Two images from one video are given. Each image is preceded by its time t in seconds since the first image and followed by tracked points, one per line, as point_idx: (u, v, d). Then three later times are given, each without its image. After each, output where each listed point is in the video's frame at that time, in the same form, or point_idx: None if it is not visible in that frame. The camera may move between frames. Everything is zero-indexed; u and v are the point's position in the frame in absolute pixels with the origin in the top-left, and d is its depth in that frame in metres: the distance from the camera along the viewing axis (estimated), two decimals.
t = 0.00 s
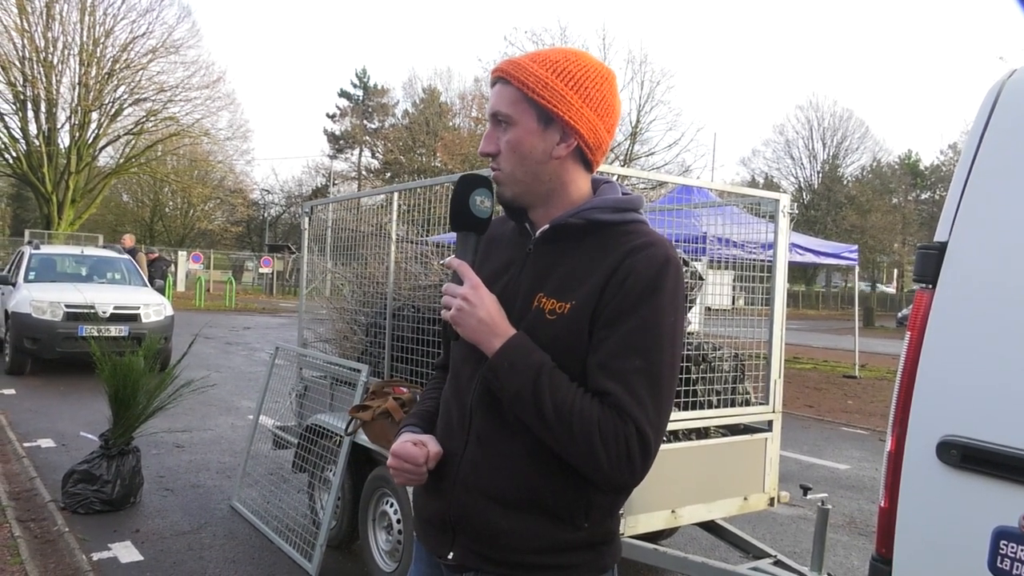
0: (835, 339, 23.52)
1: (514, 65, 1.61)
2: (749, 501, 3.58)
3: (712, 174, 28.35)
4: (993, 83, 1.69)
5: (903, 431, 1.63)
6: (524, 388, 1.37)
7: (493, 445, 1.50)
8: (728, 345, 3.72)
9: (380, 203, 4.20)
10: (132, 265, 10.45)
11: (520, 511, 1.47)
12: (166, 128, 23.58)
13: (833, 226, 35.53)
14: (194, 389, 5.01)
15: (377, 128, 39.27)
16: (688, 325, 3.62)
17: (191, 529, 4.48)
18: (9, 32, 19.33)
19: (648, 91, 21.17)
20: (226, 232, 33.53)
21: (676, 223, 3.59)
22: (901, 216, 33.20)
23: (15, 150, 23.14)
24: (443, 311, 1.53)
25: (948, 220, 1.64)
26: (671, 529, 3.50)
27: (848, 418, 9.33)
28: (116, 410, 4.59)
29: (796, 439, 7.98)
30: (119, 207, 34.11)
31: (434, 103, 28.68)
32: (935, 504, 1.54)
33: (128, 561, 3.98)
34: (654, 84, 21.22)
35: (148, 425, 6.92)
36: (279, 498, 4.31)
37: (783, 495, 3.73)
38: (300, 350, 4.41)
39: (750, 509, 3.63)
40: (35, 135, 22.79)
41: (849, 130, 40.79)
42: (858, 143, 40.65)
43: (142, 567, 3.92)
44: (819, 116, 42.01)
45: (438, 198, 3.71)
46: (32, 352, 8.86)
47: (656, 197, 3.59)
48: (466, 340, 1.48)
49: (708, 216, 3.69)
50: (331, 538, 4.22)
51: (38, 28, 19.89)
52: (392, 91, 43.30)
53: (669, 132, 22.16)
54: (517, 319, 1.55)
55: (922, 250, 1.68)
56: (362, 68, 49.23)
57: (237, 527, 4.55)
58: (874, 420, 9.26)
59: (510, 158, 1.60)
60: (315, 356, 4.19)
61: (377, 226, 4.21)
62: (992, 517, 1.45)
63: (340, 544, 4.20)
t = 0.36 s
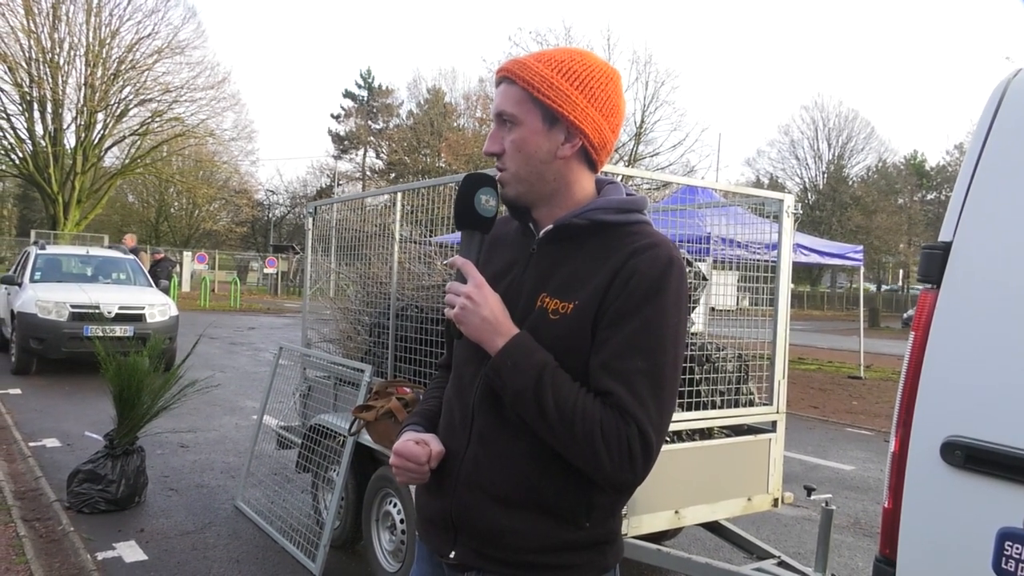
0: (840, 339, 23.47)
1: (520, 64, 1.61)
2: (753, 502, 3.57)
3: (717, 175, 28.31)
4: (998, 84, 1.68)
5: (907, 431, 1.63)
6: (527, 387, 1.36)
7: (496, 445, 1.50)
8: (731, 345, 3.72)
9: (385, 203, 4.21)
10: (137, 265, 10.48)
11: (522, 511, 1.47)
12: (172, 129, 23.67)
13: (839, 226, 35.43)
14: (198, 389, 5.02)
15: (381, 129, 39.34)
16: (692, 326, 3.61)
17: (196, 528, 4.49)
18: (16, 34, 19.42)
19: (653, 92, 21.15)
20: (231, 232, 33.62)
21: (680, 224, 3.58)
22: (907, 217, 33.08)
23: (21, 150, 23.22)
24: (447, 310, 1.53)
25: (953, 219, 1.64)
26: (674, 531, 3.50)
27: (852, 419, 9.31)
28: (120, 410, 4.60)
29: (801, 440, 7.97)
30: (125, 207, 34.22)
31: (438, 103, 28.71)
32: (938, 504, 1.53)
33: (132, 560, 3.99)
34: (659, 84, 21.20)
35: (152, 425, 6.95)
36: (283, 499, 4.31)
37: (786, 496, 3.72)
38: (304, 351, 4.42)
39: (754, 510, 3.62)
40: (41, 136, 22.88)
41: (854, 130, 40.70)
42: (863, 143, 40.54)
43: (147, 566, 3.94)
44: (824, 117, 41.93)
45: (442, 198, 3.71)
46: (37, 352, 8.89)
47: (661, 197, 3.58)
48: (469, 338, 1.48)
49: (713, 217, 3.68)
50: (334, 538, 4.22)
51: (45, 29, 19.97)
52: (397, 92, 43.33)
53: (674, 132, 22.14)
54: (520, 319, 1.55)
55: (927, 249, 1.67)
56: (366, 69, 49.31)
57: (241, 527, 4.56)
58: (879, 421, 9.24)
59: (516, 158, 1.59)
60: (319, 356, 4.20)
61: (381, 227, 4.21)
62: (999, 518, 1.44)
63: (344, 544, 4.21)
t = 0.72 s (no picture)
0: (841, 340, 23.48)
1: (521, 65, 1.61)
2: (753, 503, 3.57)
3: (718, 176, 28.26)
4: (997, 85, 1.68)
5: (907, 433, 1.63)
6: (526, 386, 1.36)
7: (496, 444, 1.50)
8: (731, 345, 3.71)
9: (385, 204, 4.21)
10: (138, 265, 10.49)
11: (522, 511, 1.46)
12: (173, 130, 23.70)
13: (840, 226, 35.41)
14: (198, 389, 5.02)
15: (382, 130, 39.34)
16: (693, 327, 3.62)
17: (196, 529, 4.50)
18: (18, 35, 19.44)
19: (653, 93, 21.16)
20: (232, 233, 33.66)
21: (680, 225, 3.58)
22: (908, 217, 33.08)
23: (23, 151, 23.21)
24: (447, 311, 1.53)
25: (953, 220, 1.63)
26: (675, 531, 3.49)
27: (853, 420, 9.30)
28: (121, 410, 4.61)
29: (801, 441, 7.97)
30: (126, 208, 34.27)
31: (439, 104, 28.72)
32: (937, 504, 1.53)
33: (132, 561, 4.00)
34: (660, 85, 21.21)
35: (153, 426, 6.95)
36: (283, 499, 4.32)
37: (787, 497, 3.71)
38: (304, 351, 4.41)
39: (755, 511, 3.62)
40: (42, 137, 22.88)
41: (855, 131, 40.70)
42: (864, 144, 40.53)
43: (147, 566, 3.94)
44: (825, 117, 41.92)
45: (443, 199, 3.71)
46: (38, 352, 8.90)
47: (662, 197, 3.57)
48: (469, 339, 1.48)
49: (713, 217, 3.68)
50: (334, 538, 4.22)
51: (46, 30, 19.96)
52: (398, 92, 43.34)
53: (674, 133, 22.15)
54: (521, 319, 1.55)
55: (926, 250, 1.67)
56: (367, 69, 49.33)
57: (241, 528, 4.56)
58: (879, 422, 9.24)
59: (517, 158, 1.59)
60: (320, 356, 4.20)
61: (382, 227, 4.21)
62: (998, 518, 1.44)
63: (344, 545, 4.21)
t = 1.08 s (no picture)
0: (844, 340, 23.44)
1: (524, 67, 1.61)
2: (757, 503, 3.57)
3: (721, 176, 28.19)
4: (999, 86, 1.67)
5: (910, 434, 1.63)
6: (529, 389, 1.37)
7: (500, 446, 1.50)
8: (734, 346, 3.71)
9: (388, 205, 4.22)
10: (142, 267, 10.52)
11: (525, 512, 1.47)
12: (176, 132, 23.76)
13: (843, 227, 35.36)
14: (202, 390, 5.04)
15: (385, 131, 39.39)
16: (696, 328, 3.62)
17: (200, 530, 4.51)
18: (22, 37, 19.50)
19: (656, 93, 21.15)
20: (236, 234, 33.74)
21: (683, 225, 3.58)
22: (911, 218, 33.01)
23: (27, 153, 23.27)
24: (451, 313, 1.53)
25: (955, 222, 1.64)
26: (677, 531, 3.49)
27: (857, 420, 9.28)
28: (125, 412, 4.62)
29: (805, 441, 7.96)
30: (130, 210, 34.40)
31: (442, 105, 28.74)
32: (940, 503, 1.53)
33: (136, 562, 4.00)
34: (662, 86, 21.20)
35: (157, 428, 6.97)
36: (286, 500, 4.32)
37: (790, 497, 3.71)
38: (307, 353, 4.42)
39: (758, 511, 3.62)
40: (46, 139, 22.95)
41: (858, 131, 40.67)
42: (867, 144, 40.47)
43: (150, 567, 3.95)
44: (828, 117, 41.87)
45: (445, 200, 3.71)
46: (42, 354, 8.93)
47: (665, 198, 3.57)
48: (473, 341, 1.49)
49: (715, 218, 3.68)
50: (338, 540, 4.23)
51: (50, 33, 20.04)
52: (401, 94, 43.39)
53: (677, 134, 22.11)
54: (524, 322, 1.55)
55: (929, 251, 1.67)
56: (370, 71, 49.39)
57: (245, 529, 4.57)
58: (884, 422, 9.22)
59: (521, 159, 1.60)
60: (323, 358, 4.21)
61: (385, 228, 4.21)
62: (1003, 519, 1.43)
63: (347, 546, 4.21)
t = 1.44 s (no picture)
0: (850, 339, 23.38)
1: (525, 69, 1.63)
2: (763, 503, 3.56)
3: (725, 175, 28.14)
4: (1006, 85, 1.66)
5: (918, 432, 1.62)
6: (531, 388, 1.37)
7: (504, 445, 1.50)
8: (740, 345, 3.70)
9: (393, 206, 4.22)
10: (147, 268, 10.54)
11: (529, 511, 1.47)
12: (181, 132, 23.83)
13: (848, 225, 35.24)
14: (208, 391, 5.05)
15: (389, 131, 39.42)
16: (701, 327, 3.62)
17: (206, 530, 4.52)
18: (27, 39, 19.59)
19: (660, 92, 21.11)
20: (241, 234, 33.79)
21: (688, 224, 3.57)
22: (916, 216, 32.91)
23: (32, 154, 23.33)
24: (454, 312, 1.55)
25: (963, 219, 1.63)
26: (684, 531, 3.48)
27: (863, 420, 9.25)
28: (131, 412, 4.63)
29: (811, 440, 7.93)
30: (135, 211, 34.50)
31: (445, 105, 28.74)
32: (947, 502, 1.53)
33: (143, 562, 4.02)
34: (666, 84, 21.17)
35: (162, 428, 6.99)
36: (292, 501, 4.32)
37: (797, 496, 3.70)
38: (312, 353, 4.43)
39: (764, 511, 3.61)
40: (51, 140, 23.01)
41: (862, 130, 40.56)
42: (872, 141, 40.36)
43: (157, 567, 3.96)
44: (832, 115, 41.77)
45: (450, 200, 3.71)
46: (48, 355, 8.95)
47: (670, 197, 3.57)
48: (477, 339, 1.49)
49: (720, 217, 3.66)
50: (344, 540, 4.23)
51: (55, 35, 20.11)
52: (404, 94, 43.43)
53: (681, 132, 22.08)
54: (530, 321, 1.55)
55: (936, 249, 1.66)
56: (373, 71, 49.45)
57: (251, 529, 4.58)
58: (889, 421, 9.20)
59: (523, 160, 1.61)
60: (328, 358, 4.22)
61: (389, 229, 4.22)
62: (1012, 518, 1.42)
63: (353, 546, 4.22)
